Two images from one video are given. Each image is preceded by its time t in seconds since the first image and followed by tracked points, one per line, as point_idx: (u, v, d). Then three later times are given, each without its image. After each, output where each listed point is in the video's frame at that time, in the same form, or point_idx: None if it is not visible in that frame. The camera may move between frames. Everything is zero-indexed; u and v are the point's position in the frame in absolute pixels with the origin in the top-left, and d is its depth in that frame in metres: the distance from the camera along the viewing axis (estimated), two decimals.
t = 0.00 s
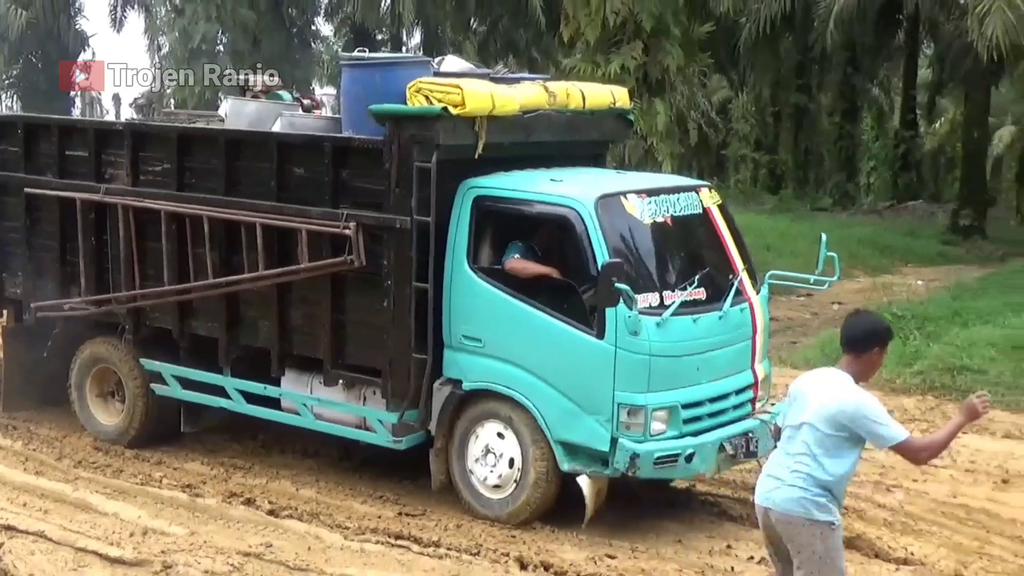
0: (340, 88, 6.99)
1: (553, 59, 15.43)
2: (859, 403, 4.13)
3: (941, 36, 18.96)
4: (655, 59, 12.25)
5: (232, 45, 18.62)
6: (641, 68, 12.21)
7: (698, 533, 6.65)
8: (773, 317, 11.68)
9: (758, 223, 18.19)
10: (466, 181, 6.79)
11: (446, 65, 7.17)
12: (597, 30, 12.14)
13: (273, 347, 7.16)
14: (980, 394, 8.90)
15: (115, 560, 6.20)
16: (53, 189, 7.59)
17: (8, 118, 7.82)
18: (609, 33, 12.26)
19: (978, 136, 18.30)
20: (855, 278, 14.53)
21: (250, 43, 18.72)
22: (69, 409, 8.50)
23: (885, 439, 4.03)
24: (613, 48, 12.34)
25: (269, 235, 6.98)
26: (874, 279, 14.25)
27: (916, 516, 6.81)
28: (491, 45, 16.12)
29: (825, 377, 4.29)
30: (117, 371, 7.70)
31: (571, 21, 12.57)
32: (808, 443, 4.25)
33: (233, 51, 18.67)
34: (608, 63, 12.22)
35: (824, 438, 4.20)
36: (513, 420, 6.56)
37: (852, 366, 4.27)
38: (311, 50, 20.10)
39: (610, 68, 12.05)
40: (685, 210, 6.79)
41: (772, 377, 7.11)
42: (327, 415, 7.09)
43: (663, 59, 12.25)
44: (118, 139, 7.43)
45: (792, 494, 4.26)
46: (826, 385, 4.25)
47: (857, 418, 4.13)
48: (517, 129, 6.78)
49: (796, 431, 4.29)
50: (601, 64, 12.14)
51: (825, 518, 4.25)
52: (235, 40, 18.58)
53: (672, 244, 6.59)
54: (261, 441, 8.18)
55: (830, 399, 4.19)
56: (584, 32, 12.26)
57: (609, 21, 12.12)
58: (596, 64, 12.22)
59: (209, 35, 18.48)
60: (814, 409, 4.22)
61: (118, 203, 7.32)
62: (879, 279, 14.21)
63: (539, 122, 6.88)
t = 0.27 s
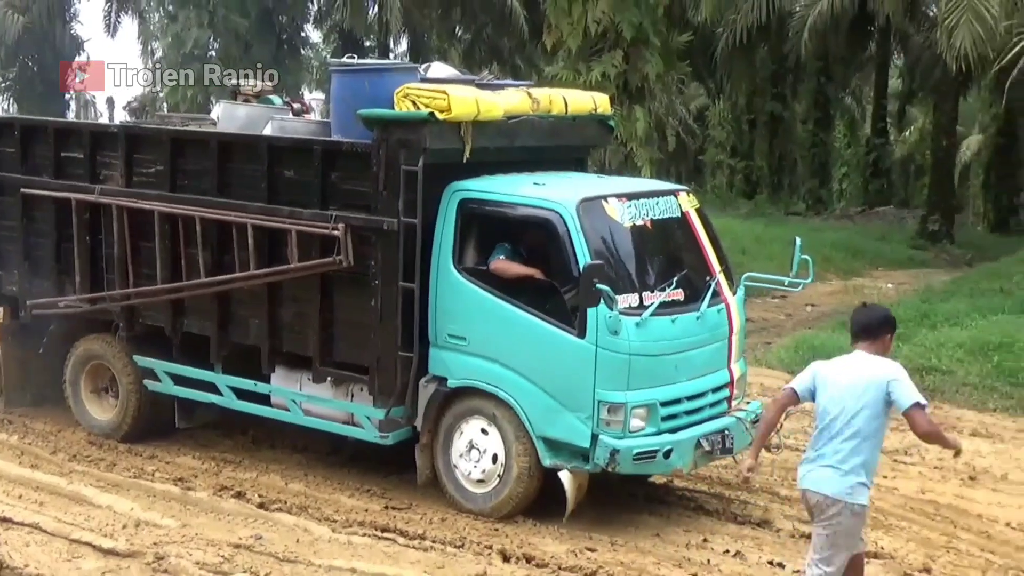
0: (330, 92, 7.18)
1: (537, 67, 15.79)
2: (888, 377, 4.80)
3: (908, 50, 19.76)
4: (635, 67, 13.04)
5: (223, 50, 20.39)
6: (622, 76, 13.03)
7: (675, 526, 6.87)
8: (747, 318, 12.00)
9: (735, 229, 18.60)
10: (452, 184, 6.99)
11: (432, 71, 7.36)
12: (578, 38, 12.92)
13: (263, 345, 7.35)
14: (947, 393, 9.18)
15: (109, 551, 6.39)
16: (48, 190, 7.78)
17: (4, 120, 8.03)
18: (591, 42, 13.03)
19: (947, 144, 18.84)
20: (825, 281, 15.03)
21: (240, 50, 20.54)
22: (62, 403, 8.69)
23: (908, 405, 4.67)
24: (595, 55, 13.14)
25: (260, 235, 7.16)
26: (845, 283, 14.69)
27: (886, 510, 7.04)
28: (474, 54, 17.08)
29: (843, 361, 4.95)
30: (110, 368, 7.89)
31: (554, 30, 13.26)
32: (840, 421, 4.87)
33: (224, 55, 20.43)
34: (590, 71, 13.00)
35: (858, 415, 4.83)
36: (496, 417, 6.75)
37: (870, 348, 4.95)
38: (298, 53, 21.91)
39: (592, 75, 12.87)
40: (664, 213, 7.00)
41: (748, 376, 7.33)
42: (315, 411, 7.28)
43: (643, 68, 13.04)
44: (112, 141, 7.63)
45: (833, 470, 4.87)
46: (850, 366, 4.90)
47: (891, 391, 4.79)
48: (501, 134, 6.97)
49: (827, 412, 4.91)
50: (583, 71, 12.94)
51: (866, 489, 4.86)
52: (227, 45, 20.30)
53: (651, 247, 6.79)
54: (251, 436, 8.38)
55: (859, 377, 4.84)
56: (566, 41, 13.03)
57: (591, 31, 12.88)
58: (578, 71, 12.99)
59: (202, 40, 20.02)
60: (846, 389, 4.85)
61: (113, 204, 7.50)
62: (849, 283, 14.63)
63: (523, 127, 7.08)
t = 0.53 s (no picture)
0: (320, 96, 7.38)
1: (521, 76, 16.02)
2: (915, 377, 4.87)
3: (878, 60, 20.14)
4: (615, 75, 13.39)
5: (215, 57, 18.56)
6: (602, 83, 13.33)
7: (652, 520, 7.10)
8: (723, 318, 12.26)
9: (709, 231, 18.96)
10: (438, 186, 7.19)
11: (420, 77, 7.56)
12: (561, 47, 13.11)
13: (254, 342, 7.55)
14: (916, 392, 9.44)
15: (102, 542, 6.58)
16: (44, 190, 7.95)
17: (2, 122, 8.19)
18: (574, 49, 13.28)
19: (917, 151, 19.25)
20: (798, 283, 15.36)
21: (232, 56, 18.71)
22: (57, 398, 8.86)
23: (929, 411, 4.75)
24: (576, 63, 13.34)
25: (251, 236, 7.36)
26: (817, 285, 15.05)
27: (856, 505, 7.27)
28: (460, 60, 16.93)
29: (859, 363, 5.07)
30: (104, 364, 8.08)
31: (537, 38, 13.52)
32: (870, 422, 4.97)
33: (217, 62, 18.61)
34: (571, 78, 13.21)
35: (893, 417, 4.93)
36: (480, 413, 6.95)
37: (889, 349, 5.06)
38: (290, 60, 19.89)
39: (574, 82, 13.07)
40: (644, 217, 7.22)
41: (724, 375, 7.55)
42: (304, 407, 7.48)
43: (622, 77, 13.39)
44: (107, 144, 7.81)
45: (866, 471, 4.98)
46: (873, 367, 5.00)
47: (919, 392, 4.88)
48: (486, 138, 7.16)
49: (856, 416, 5.01)
50: (564, 79, 13.12)
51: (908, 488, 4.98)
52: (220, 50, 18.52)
53: (631, 249, 7.00)
54: (241, 431, 8.58)
55: (886, 380, 4.93)
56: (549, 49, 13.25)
57: (573, 38, 13.14)
58: (560, 79, 13.17)
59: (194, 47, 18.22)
60: (877, 393, 4.95)
61: (107, 204, 7.69)
62: (820, 285, 14.99)
63: (507, 132, 7.28)
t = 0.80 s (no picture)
0: (319, 103, 7.63)
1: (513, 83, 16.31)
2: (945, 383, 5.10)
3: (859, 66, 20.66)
4: (604, 82, 13.73)
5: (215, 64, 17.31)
6: (591, 90, 13.67)
7: (640, 512, 7.34)
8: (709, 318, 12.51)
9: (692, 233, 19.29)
10: (433, 189, 7.41)
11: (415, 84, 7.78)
12: (552, 52, 13.52)
13: (254, 340, 7.78)
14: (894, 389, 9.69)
15: (106, 534, 6.82)
16: (50, 192, 8.17)
17: (8, 126, 8.41)
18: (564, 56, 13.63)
19: (895, 156, 19.56)
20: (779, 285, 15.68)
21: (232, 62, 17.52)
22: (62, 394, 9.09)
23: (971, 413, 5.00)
24: (565, 70, 13.73)
25: (252, 237, 7.58)
26: (799, 286, 15.37)
27: (836, 500, 7.51)
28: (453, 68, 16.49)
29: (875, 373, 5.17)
30: (108, 360, 8.31)
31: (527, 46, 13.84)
32: (910, 434, 5.09)
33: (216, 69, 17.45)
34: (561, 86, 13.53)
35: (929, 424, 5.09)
36: (473, 409, 7.18)
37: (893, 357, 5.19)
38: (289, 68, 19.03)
39: (563, 89, 13.41)
40: (631, 219, 7.44)
41: (709, 373, 7.78)
42: (303, 403, 7.72)
43: (610, 84, 13.74)
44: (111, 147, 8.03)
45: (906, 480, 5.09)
46: (899, 378, 5.11)
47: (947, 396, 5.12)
48: (479, 143, 7.38)
49: (894, 429, 5.09)
50: (554, 86, 13.46)
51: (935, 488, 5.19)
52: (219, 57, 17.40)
53: (620, 251, 7.23)
54: (242, 426, 8.81)
55: (921, 390, 5.08)
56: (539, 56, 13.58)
57: (563, 47, 13.50)
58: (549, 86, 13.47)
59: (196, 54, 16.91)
60: (916, 404, 5.08)
61: (112, 205, 7.91)
62: (801, 286, 15.32)
63: (499, 137, 7.50)
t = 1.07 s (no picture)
0: (338, 106, 7.76)
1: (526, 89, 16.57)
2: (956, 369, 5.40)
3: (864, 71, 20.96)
4: (616, 87, 13.80)
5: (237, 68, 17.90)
6: (604, 96, 13.77)
7: (652, 508, 7.52)
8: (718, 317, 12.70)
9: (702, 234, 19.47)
10: (450, 192, 7.61)
11: (432, 89, 7.97)
12: (565, 58, 13.66)
13: (276, 338, 7.98)
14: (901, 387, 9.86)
15: (133, 527, 7.04)
16: (78, 195, 8.41)
17: (37, 130, 8.64)
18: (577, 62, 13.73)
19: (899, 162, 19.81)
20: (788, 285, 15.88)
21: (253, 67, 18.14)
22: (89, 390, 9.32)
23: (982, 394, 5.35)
24: (579, 77, 13.82)
25: (273, 238, 7.79)
26: (807, 287, 15.56)
27: (845, 495, 7.67)
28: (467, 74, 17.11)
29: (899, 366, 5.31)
30: (133, 358, 8.54)
31: (541, 51, 13.96)
32: (935, 419, 5.30)
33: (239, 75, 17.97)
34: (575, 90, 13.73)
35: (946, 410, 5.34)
36: (489, 406, 7.37)
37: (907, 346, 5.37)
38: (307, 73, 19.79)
39: (577, 95, 13.58)
40: (644, 221, 7.62)
41: (720, 372, 7.95)
42: (323, 400, 7.92)
43: (622, 90, 13.82)
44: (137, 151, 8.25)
45: (928, 469, 5.28)
46: (926, 368, 5.31)
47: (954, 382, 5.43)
48: (494, 147, 7.56)
49: (925, 415, 5.27)
50: (567, 91, 13.66)
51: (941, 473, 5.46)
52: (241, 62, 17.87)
53: (632, 252, 7.40)
54: (264, 423, 9.03)
55: (942, 376, 5.31)
56: (553, 62, 13.75)
57: (576, 53, 13.67)
58: (563, 90, 13.68)
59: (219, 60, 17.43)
60: (939, 390, 5.29)
61: (138, 208, 8.13)
62: (808, 287, 15.51)
63: (514, 141, 7.69)
